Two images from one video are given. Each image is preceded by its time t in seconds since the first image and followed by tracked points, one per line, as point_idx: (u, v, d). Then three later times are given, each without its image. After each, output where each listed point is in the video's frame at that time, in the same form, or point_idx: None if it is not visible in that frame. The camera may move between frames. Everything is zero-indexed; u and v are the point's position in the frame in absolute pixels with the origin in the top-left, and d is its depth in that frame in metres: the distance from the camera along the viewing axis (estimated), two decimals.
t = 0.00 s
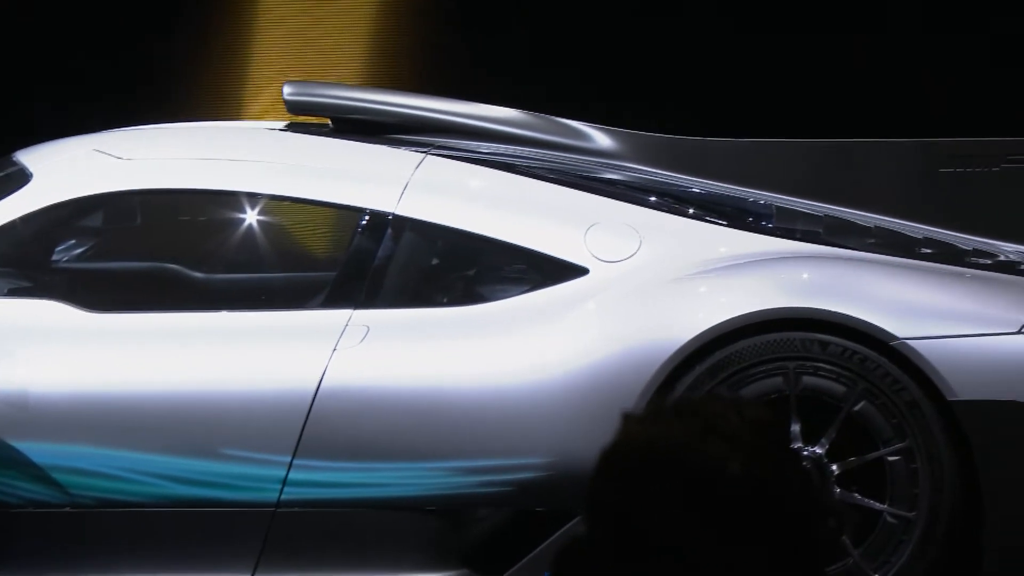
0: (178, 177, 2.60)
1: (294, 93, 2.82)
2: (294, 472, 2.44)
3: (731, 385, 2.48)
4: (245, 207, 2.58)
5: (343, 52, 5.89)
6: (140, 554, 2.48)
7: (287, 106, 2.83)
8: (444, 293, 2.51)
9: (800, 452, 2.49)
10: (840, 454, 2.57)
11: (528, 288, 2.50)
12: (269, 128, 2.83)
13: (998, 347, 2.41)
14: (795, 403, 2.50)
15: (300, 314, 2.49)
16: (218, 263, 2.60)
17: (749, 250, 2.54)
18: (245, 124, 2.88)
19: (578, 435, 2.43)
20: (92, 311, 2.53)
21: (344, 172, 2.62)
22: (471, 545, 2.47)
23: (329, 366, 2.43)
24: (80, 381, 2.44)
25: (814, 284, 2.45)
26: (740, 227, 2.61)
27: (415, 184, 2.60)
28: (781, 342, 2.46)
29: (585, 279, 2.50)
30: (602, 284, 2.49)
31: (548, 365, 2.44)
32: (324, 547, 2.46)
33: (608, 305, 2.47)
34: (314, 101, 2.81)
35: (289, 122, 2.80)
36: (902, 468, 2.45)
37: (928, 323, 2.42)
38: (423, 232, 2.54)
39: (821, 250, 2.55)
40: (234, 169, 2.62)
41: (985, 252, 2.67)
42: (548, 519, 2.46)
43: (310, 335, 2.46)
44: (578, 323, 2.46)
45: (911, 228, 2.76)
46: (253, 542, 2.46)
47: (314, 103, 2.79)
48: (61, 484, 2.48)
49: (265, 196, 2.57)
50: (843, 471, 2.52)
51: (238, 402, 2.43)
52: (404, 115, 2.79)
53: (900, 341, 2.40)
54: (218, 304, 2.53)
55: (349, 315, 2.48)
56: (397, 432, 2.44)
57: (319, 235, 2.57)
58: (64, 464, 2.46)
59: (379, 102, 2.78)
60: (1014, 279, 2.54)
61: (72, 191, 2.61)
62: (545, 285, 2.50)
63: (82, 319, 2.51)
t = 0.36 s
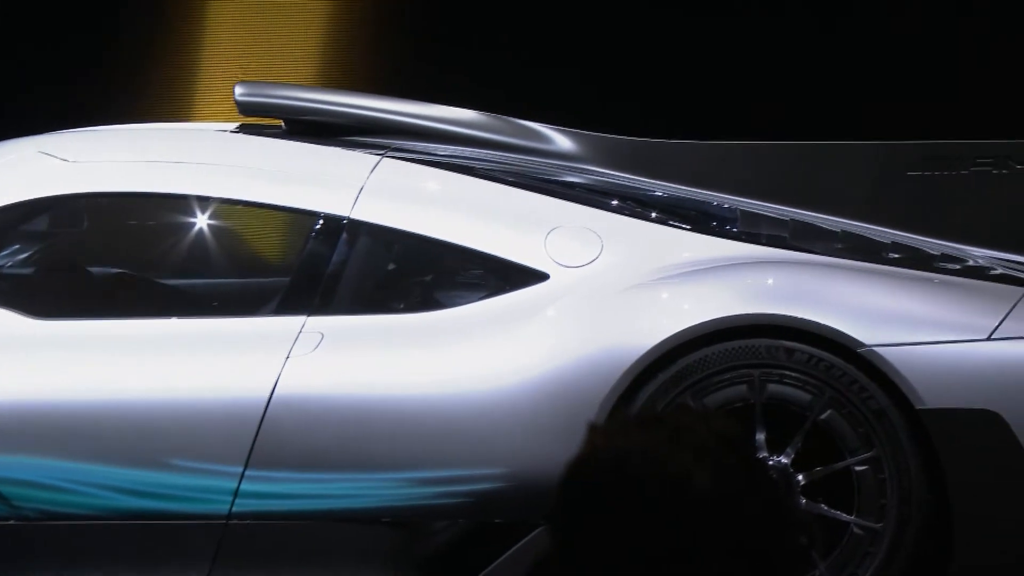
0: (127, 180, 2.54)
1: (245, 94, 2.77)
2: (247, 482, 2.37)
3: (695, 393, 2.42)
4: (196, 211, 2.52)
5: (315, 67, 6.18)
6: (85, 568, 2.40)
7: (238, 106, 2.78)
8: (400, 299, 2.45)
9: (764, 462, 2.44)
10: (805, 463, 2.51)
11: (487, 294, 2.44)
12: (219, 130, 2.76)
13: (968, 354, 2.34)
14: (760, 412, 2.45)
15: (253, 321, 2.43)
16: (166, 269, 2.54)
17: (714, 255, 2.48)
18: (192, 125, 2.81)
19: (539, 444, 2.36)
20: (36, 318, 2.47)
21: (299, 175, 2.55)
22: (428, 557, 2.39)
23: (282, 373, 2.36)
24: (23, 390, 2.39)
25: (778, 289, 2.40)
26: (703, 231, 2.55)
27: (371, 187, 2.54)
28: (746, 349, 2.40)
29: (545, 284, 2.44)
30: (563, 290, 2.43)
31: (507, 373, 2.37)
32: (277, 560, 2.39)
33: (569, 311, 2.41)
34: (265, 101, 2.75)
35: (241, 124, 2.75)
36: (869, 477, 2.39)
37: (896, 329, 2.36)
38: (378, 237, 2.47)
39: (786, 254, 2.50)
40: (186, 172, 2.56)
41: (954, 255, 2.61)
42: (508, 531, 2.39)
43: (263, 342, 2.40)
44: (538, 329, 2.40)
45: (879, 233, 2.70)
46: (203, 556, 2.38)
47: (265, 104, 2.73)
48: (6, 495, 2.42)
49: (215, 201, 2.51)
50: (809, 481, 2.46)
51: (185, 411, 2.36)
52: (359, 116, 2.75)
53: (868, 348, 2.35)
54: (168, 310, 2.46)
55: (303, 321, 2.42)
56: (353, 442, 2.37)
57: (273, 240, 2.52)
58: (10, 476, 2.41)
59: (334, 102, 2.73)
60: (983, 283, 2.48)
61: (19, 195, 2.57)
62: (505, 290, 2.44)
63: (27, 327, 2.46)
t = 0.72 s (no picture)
0: (76, 183, 2.50)
1: (198, 96, 2.72)
2: (198, 495, 2.30)
3: (659, 402, 2.36)
4: (146, 215, 2.47)
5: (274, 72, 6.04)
6: None
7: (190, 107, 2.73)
8: (356, 305, 2.38)
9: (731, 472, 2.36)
10: (771, 474, 2.45)
11: (446, 300, 2.38)
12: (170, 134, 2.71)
13: (938, 361, 2.29)
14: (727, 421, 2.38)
15: (202, 328, 2.36)
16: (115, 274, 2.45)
17: (679, 261, 2.42)
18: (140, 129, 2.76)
19: (497, 454, 2.30)
20: None
21: (254, 179, 2.49)
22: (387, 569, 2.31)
23: (237, 381, 2.30)
24: None
25: (744, 295, 2.35)
26: (668, 236, 2.49)
27: (326, 191, 2.48)
28: (711, 356, 2.35)
29: (506, 290, 2.38)
30: (525, 296, 2.37)
31: (466, 381, 2.31)
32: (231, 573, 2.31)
33: (530, 318, 2.35)
34: (219, 103, 2.69)
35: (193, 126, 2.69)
36: (837, 488, 2.34)
37: (864, 336, 2.31)
38: (334, 242, 2.42)
39: (751, 259, 2.45)
40: (139, 175, 2.51)
41: (923, 261, 2.56)
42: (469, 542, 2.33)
43: (214, 351, 2.33)
44: (498, 337, 2.34)
45: (847, 237, 2.65)
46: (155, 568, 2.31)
47: (218, 106, 2.68)
48: None
49: (164, 204, 2.46)
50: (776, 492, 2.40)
51: (133, 421, 2.30)
52: (315, 117, 2.69)
53: (837, 355, 2.29)
54: (116, 316, 2.40)
55: (256, 328, 2.35)
56: (308, 453, 2.30)
57: (225, 245, 2.43)
58: None
59: (290, 104, 2.67)
60: (953, 288, 2.42)
61: None
62: (464, 297, 2.38)
63: None
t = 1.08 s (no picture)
0: (20, 187, 2.43)
1: (143, 95, 2.66)
2: (144, 507, 2.23)
3: (619, 410, 2.31)
4: (91, 219, 2.39)
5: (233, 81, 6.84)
6: None
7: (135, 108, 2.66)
8: (308, 312, 2.32)
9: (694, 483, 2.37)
10: (734, 485, 2.42)
11: (400, 306, 2.31)
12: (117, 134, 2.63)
13: (903, 368, 2.23)
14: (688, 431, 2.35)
15: (148, 336, 2.30)
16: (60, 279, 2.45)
17: (638, 264, 2.37)
18: (89, 129, 2.69)
19: (453, 463, 2.23)
20: None
21: (203, 182, 2.43)
22: None
23: (184, 390, 2.23)
24: None
25: (706, 302, 2.29)
26: (628, 240, 2.44)
27: (277, 195, 2.42)
28: (673, 364, 2.29)
29: (461, 296, 2.32)
30: (480, 303, 2.31)
31: (420, 390, 2.24)
32: None
33: (486, 325, 2.28)
34: (164, 104, 2.63)
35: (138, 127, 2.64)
36: (801, 499, 2.29)
37: (828, 343, 2.25)
38: (285, 247, 2.35)
39: (713, 265, 2.39)
40: (84, 178, 2.43)
41: (888, 266, 2.50)
42: (422, 556, 2.26)
43: (162, 359, 2.26)
44: (453, 344, 2.27)
45: (812, 242, 2.60)
46: None
47: (163, 106, 2.62)
48: None
49: (110, 208, 2.38)
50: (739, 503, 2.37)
51: (78, 429, 2.23)
52: (262, 119, 2.64)
53: (800, 362, 2.24)
54: (62, 323, 2.35)
55: (205, 335, 2.28)
56: (257, 464, 2.23)
57: (170, 250, 2.38)
58: None
59: (237, 105, 2.62)
60: (924, 296, 2.36)
61: None
62: (420, 303, 2.32)
63: None
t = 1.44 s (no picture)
0: None
1: (88, 97, 2.56)
2: (90, 522, 2.17)
3: (580, 421, 2.25)
4: (36, 225, 2.32)
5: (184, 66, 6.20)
6: None
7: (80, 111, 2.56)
8: (260, 320, 2.26)
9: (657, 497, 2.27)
10: (698, 498, 2.34)
11: (356, 315, 2.25)
12: (62, 138, 2.55)
13: (871, 377, 2.17)
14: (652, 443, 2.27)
15: (95, 345, 2.23)
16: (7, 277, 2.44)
17: (600, 272, 2.31)
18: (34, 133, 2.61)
19: (410, 477, 2.18)
20: None
21: (152, 186, 2.35)
22: None
23: (132, 401, 2.16)
24: None
25: (670, 310, 2.23)
26: (590, 246, 2.38)
27: (230, 199, 2.35)
28: (638, 374, 2.23)
29: (419, 304, 2.26)
30: (438, 311, 2.25)
31: (377, 400, 2.17)
32: None
33: (444, 334, 2.22)
34: (112, 105, 2.55)
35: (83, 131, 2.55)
36: (767, 512, 2.23)
37: (794, 352, 2.19)
38: (237, 253, 2.29)
39: (677, 272, 2.33)
40: (30, 183, 2.35)
41: (855, 273, 2.45)
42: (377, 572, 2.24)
43: (109, 369, 2.19)
44: (410, 353, 2.21)
45: (776, 248, 2.55)
46: None
47: (111, 108, 2.54)
48: None
49: (56, 213, 2.30)
50: (703, 517, 2.29)
51: (21, 442, 2.16)
52: (215, 123, 2.57)
53: (766, 372, 2.18)
54: (6, 333, 2.28)
55: (154, 345, 2.22)
56: (208, 477, 2.17)
57: (118, 260, 2.33)
58: None
59: (189, 108, 2.54)
60: (892, 303, 2.31)
61: None
62: (376, 311, 2.25)
63: None
